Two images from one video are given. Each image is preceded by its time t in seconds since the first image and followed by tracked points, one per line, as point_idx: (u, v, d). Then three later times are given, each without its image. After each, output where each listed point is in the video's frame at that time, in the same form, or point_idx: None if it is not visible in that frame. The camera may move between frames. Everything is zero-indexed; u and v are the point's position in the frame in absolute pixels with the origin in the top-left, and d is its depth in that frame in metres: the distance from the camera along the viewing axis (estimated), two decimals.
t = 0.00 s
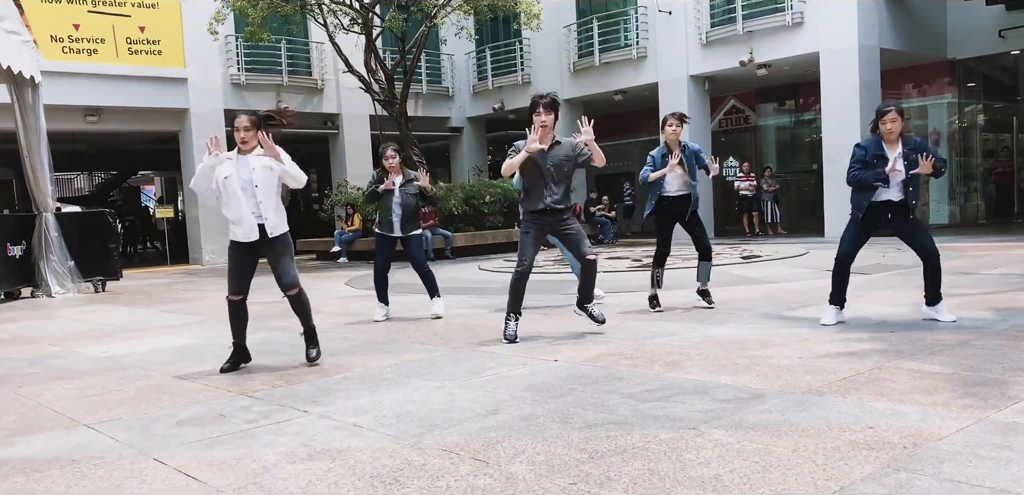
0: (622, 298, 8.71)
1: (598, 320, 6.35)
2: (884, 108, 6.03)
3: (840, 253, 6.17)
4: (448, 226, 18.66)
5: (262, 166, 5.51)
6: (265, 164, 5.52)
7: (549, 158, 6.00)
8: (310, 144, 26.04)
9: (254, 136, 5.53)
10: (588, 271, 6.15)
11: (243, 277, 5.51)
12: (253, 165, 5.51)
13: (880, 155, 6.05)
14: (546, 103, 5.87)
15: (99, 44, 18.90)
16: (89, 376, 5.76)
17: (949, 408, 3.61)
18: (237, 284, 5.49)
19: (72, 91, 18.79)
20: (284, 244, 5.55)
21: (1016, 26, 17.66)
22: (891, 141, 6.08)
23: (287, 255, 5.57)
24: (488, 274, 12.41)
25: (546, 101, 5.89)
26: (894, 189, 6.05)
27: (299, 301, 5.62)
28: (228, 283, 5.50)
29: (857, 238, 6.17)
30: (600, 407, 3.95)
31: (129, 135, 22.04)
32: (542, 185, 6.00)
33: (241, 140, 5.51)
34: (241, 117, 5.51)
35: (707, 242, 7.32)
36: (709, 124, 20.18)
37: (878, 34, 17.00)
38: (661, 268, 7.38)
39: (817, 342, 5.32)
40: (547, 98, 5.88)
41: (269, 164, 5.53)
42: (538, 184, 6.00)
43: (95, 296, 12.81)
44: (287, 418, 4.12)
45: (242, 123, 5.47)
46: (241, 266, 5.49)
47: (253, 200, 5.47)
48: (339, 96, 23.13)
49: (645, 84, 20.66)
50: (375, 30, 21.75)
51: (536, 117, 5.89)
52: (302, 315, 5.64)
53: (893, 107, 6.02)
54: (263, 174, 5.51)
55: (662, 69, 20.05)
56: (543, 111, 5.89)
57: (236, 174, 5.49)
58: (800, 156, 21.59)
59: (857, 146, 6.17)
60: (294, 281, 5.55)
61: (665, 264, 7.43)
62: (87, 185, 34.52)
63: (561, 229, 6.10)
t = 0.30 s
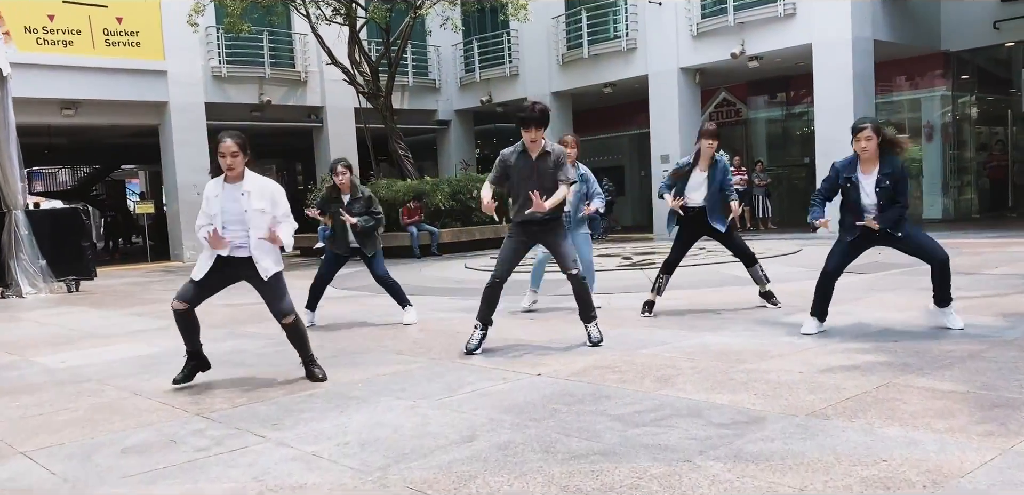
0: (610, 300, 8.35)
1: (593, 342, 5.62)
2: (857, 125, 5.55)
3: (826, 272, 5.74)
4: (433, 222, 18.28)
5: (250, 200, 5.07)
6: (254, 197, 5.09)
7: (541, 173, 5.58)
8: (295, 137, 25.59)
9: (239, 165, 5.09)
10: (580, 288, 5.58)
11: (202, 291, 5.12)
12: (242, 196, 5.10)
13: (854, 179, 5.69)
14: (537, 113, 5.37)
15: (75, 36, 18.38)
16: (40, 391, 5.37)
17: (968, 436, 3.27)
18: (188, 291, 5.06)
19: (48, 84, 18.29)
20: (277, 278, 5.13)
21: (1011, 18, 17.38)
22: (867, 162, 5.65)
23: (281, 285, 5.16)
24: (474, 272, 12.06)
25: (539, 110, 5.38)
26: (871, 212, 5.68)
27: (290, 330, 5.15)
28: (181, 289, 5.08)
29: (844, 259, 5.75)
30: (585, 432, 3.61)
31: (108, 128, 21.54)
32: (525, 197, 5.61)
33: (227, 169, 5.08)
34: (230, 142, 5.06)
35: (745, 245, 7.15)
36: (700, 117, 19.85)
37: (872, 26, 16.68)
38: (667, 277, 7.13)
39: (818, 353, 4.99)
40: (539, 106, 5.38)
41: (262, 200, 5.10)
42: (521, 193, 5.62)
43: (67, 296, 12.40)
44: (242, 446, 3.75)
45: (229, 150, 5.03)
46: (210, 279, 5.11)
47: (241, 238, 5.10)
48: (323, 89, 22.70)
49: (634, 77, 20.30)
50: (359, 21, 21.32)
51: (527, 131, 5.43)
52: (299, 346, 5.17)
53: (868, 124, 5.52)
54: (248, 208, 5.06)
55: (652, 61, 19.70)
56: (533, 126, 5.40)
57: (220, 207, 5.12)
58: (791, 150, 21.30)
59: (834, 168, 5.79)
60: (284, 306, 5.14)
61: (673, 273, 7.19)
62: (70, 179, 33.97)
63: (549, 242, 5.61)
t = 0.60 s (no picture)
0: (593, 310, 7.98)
1: (569, 368, 5.20)
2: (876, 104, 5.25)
3: (819, 268, 5.47)
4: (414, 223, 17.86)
5: (222, 200, 4.63)
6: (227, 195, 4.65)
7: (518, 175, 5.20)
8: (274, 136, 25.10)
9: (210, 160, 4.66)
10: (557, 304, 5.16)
11: (177, 311, 4.65)
12: (213, 196, 4.65)
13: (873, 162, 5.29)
14: (507, 106, 5.07)
15: (45, 32, 17.82)
16: None
17: (986, 488, 2.92)
18: (165, 317, 4.62)
19: (17, 81, 17.74)
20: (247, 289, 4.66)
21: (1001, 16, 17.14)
22: (886, 141, 5.28)
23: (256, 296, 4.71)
24: (454, 278, 11.66)
25: (508, 104, 5.08)
26: (891, 202, 5.21)
27: (262, 346, 4.69)
28: (156, 315, 4.65)
29: (839, 258, 5.46)
30: (560, 480, 3.24)
31: (81, 126, 20.99)
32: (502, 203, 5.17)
33: (197, 167, 4.65)
34: (199, 137, 4.63)
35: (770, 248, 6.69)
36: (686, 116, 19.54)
37: (861, 23, 16.39)
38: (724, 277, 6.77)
39: (813, 378, 4.63)
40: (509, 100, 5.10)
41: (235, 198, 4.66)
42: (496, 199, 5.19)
43: (29, 303, 11.90)
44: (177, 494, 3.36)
45: (200, 142, 4.61)
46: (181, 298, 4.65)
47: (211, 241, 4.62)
48: (303, 86, 22.24)
49: (620, 75, 19.96)
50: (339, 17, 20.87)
51: (494, 124, 5.10)
52: (269, 362, 4.71)
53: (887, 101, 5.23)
54: (219, 207, 4.62)
55: (638, 58, 19.35)
56: (503, 116, 5.08)
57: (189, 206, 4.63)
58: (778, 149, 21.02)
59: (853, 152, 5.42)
60: (257, 320, 4.66)
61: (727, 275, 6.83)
62: (47, 177, 33.37)
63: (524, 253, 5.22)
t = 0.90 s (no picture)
0: (580, 320, 7.58)
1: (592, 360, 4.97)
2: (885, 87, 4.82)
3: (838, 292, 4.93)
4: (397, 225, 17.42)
5: (201, 189, 4.13)
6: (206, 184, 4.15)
7: (483, 166, 4.76)
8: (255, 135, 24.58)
9: (179, 148, 4.15)
10: (553, 305, 4.86)
11: (164, 330, 4.12)
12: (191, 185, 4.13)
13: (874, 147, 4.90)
14: (481, 95, 4.64)
15: (16, 27, 17.22)
16: None
17: None
18: (159, 336, 4.11)
19: None
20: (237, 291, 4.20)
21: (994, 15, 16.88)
22: (888, 128, 4.90)
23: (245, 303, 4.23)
24: (436, 283, 11.24)
25: (482, 93, 4.65)
26: (899, 196, 4.83)
27: (256, 362, 4.21)
28: (147, 336, 4.14)
29: (855, 272, 4.92)
30: None
31: (54, 125, 20.42)
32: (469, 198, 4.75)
33: (165, 155, 4.12)
34: (167, 123, 4.13)
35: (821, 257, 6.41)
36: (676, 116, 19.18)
37: (853, 22, 16.07)
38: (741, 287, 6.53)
39: (818, 402, 4.25)
40: (483, 88, 4.66)
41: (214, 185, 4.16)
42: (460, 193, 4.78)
43: None
44: None
45: (166, 129, 4.10)
46: (168, 313, 4.10)
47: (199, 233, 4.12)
48: (284, 84, 21.78)
49: (607, 73, 19.60)
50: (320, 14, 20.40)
51: (466, 115, 4.68)
52: (266, 376, 4.25)
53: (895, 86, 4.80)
54: (200, 197, 4.10)
55: (626, 57, 18.98)
56: (476, 107, 4.66)
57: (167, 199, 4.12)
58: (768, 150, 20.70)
59: (851, 138, 5.02)
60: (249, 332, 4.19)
61: (747, 282, 6.56)
62: (27, 175, 32.74)
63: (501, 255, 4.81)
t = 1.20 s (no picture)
0: (568, 333, 7.21)
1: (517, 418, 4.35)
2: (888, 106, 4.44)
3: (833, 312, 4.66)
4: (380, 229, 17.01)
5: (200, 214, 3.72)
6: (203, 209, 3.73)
7: (489, 184, 4.42)
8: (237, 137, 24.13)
9: (180, 165, 3.73)
10: (513, 350, 4.39)
11: (154, 345, 3.75)
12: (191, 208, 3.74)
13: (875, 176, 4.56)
14: (476, 102, 4.28)
15: None
16: None
17: None
18: (142, 352, 3.72)
19: None
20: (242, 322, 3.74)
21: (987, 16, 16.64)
22: (894, 151, 4.56)
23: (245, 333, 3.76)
24: (419, 292, 10.84)
25: (477, 100, 4.29)
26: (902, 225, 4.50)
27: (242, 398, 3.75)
28: (131, 348, 3.75)
29: (851, 299, 4.66)
30: None
31: (29, 126, 19.91)
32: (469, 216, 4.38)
33: (165, 172, 3.73)
34: (167, 136, 3.72)
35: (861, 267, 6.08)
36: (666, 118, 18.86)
37: (845, 22, 15.78)
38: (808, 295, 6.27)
39: (825, 433, 3.90)
40: (478, 95, 4.29)
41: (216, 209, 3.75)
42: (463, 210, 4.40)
43: None
44: None
45: (167, 145, 3.69)
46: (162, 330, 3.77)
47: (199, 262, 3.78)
48: (266, 85, 21.35)
49: (596, 75, 19.27)
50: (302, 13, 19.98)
51: (461, 121, 4.34)
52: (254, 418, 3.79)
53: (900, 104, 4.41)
54: (201, 224, 3.72)
55: (615, 58, 18.65)
56: (471, 114, 4.32)
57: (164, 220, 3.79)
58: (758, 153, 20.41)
59: (851, 165, 4.69)
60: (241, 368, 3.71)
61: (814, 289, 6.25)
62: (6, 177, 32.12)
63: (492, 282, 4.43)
